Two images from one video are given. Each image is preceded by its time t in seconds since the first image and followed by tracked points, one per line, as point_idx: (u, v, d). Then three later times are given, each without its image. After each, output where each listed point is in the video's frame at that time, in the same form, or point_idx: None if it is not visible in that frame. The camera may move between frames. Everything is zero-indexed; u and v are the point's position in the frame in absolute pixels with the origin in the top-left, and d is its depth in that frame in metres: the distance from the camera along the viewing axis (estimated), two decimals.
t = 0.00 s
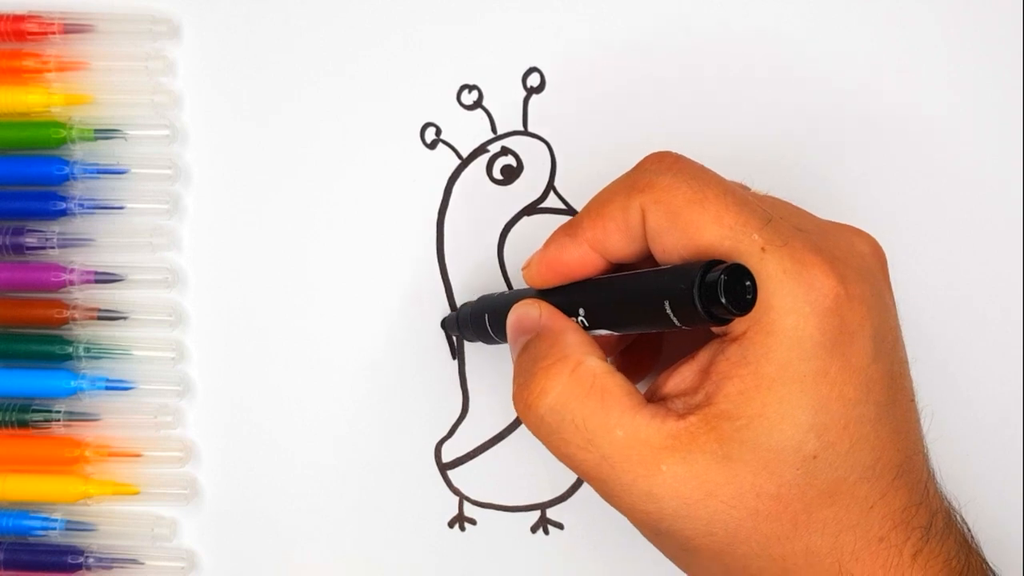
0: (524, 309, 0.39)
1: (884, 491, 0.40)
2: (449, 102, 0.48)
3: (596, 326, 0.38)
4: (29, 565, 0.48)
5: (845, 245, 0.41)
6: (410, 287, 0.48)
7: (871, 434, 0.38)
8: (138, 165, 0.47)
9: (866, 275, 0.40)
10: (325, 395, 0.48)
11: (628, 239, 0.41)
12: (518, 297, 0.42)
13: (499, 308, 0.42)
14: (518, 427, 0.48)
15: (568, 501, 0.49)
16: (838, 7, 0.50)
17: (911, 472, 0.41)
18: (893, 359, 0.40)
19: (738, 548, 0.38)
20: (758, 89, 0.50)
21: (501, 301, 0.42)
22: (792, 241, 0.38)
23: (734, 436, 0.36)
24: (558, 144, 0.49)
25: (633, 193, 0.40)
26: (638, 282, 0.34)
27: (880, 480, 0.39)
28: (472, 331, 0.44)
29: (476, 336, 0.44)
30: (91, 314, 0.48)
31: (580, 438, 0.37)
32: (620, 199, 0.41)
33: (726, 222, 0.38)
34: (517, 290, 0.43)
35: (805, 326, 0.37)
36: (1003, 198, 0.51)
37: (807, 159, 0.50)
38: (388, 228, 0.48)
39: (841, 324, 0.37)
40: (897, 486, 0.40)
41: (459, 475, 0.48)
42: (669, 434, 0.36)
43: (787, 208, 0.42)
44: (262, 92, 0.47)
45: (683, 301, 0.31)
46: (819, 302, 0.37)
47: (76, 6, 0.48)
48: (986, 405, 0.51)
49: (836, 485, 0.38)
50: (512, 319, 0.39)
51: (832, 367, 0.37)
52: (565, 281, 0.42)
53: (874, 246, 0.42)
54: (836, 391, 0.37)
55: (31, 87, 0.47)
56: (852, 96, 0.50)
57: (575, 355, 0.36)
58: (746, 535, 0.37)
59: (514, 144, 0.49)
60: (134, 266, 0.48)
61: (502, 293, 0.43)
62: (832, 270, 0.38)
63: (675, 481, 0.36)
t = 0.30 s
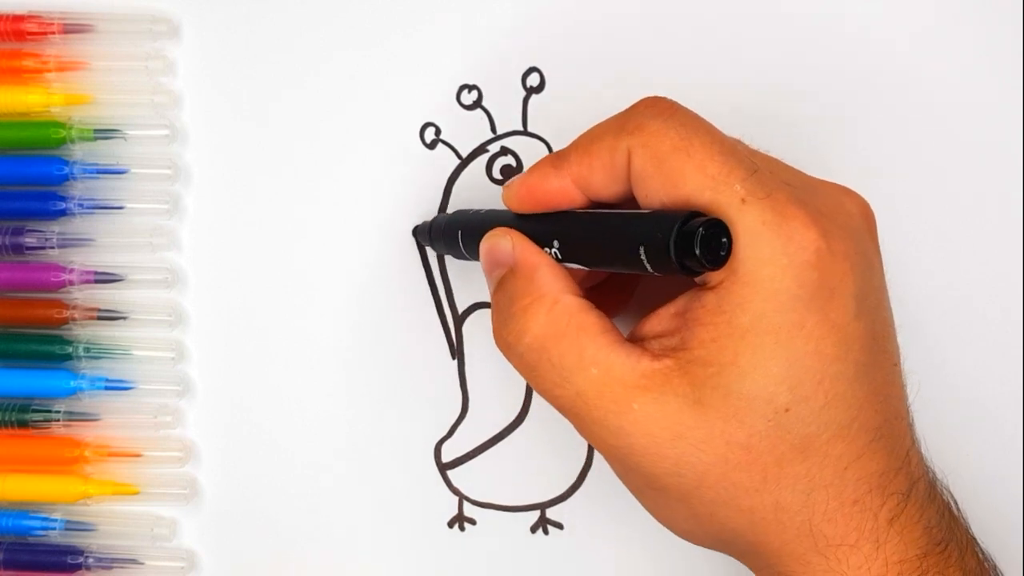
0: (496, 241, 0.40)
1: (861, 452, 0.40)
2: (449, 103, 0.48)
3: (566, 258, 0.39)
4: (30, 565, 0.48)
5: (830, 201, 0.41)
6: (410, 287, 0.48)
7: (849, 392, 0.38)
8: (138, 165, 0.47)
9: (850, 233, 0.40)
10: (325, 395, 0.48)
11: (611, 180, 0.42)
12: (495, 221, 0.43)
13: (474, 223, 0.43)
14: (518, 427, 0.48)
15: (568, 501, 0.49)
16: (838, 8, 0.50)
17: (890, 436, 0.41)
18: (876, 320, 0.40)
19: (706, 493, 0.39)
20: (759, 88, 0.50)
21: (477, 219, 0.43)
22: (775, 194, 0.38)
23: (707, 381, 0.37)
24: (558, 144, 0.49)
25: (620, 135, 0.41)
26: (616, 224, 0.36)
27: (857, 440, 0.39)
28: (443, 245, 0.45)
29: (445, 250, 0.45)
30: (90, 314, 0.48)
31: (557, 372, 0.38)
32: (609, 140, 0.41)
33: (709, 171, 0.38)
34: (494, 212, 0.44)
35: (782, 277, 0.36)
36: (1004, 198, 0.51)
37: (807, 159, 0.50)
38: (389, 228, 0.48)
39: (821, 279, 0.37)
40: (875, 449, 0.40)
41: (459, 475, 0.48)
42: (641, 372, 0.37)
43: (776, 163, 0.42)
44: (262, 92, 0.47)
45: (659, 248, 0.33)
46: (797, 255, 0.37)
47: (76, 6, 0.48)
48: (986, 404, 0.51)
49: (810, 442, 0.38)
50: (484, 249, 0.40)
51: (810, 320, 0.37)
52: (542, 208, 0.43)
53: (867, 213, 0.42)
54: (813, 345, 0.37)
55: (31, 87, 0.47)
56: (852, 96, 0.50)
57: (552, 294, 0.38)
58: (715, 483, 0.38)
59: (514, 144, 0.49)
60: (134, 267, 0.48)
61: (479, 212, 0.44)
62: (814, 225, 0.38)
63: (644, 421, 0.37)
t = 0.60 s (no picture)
0: (485, 199, 0.40)
1: (853, 402, 0.40)
2: (449, 103, 0.48)
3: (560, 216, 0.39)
4: (30, 565, 0.48)
5: (823, 150, 0.41)
6: (410, 287, 0.48)
7: (840, 341, 0.39)
8: (138, 165, 0.47)
9: (845, 184, 0.40)
10: (325, 395, 0.48)
11: (603, 133, 0.42)
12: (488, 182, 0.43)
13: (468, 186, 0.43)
14: (518, 427, 0.48)
15: (568, 501, 0.48)
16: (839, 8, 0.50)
17: (883, 389, 0.41)
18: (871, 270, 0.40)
19: (693, 444, 0.39)
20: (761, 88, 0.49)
21: (471, 181, 0.43)
22: (767, 141, 0.38)
23: (695, 328, 0.37)
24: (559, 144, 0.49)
25: (611, 88, 0.41)
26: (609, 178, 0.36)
27: (849, 390, 0.39)
28: (439, 210, 0.45)
29: (442, 216, 0.45)
30: (90, 314, 0.48)
31: (543, 326, 0.38)
32: (599, 94, 0.41)
33: (700, 119, 0.38)
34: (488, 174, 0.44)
35: (772, 224, 0.37)
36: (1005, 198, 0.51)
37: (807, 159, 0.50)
38: (389, 227, 0.48)
39: (814, 227, 0.38)
40: (868, 401, 0.40)
41: (459, 475, 0.48)
42: (628, 322, 0.37)
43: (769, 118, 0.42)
44: (262, 91, 0.47)
45: (652, 199, 0.33)
46: (789, 202, 0.37)
47: (76, 6, 0.48)
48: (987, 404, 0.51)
49: (799, 390, 0.38)
50: (476, 210, 0.40)
51: (801, 267, 0.37)
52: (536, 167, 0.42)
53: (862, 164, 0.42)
54: (804, 292, 0.37)
55: (31, 87, 0.47)
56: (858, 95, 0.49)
57: (540, 247, 0.38)
58: (703, 433, 0.38)
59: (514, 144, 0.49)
60: (133, 267, 0.48)
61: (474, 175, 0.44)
62: (806, 171, 0.38)
63: (631, 370, 0.37)
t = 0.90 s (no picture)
0: (481, 124, 0.40)
1: (841, 340, 0.41)
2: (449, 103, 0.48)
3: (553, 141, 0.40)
4: (30, 565, 0.48)
5: (821, 88, 0.41)
6: (410, 287, 0.48)
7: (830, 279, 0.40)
8: (138, 165, 0.47)
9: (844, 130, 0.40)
10: (325, 395, 0.48)
11: (603, 62, 0.43)
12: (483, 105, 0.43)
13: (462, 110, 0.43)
14: (518, 427, 0.48)
15: (568, 501, 0.48)
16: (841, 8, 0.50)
17: (869, 330, 0.42)
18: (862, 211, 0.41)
19: (678, 376, 0.40)
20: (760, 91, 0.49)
21: (465, 106, 0.43)
22: (767, 77, 0.39)
23: (687, 262, 0.38)
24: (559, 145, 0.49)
25: (616, 16, 0.42)
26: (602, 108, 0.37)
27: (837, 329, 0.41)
28: (430, 136, 0.45)
29: (431, 141, 0.45)
30: (90, 314, 0.48)
31: (539, 255, 0.39)
32: (602, 22, 0.42)
33: (702, 51, 0.39)
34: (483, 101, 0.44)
35: (768, 157, 0.38)
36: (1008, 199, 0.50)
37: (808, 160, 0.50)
38: (389, 228, 0.48)
39: (809, 163, 0.39)
40: (855, 340, 0.41)
41: (459, 475, 0.48)
42: (621, 254, 0.38)
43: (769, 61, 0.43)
44: (262, 91, 0.47)
45: (648, 126, 0.34)
46: (786, 137, 0.38)
47: (76, 6, 0.48)
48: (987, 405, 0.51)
49: (787, 326, 0.40)
50: (469, 134, 0.41)
51: (795, 203, 0.38)
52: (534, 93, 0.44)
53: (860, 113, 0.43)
54: (796, 227, 0.38)
55: (31, 87, 0.47)
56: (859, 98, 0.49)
57: (535, 175, 0.39)
58: (688, 365, 0.40)
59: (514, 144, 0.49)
60: (133, 267, 0.48)
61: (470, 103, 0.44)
62: (804, 107, 0.39)
63: (623, 300, 0.38)
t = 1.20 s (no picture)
0: (553, 26, 0.41)
1: (877, 301, 0.41)
2: (449, 103, 0.48)
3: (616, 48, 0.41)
4: (30, 565, 0.48)
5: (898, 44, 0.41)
6: (410, 286, 0.48)
7: (876, 240, 0.40)
8: (138, 165, 0.47)
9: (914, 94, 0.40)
10: (325, 395, 0.48)
11: None
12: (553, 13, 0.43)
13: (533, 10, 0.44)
14: (519, 427, 0.48)
15: (568, 501, 0.48)
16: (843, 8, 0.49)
17: (904, 297, 0.42)
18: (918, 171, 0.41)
19: (705, 308, 0.41)
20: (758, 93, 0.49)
21: (538, 7, 0.44)
22: (847, 23, 0.39)
23: (735, 193, 0.39)
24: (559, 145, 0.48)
25: None
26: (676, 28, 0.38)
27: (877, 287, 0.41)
28: (501, 33, 0.46)
29: (502, 39, 0.46)
30: (90, 314, 0.48)
31: (592, 162, 0.41)
32: None
33: None
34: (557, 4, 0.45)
35: (834, 102, 0.38)
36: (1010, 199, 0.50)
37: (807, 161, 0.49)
38: (389, 227, 0.48)
39: (873, 115, 0.39)
40: (886, 302, 0.41)
41: (459, 475, 0.48)
42: (672, 173, 0.40)
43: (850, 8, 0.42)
44: (262, 91, 0.47)
45: (722, 49, 0.36)
46: (857, 83, 0.38)
47: (76, 6, 0.48)
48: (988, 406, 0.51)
49: (821, 276, 0.40)
50: (540, 33, 0.42)
51: (851, 152, 0.39)
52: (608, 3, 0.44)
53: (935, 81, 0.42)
54: (848, 177, 0.39)
55: (31, 87, 0.47)
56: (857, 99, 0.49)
57: (602, 83, 0.40)
58: (715, 297, 0.41)
59: (515, 144, 0.48)
60: (133, 267, 0.48)
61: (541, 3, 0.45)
62: (878, 61, 0.39)
63: (665, 220, 0.40)
